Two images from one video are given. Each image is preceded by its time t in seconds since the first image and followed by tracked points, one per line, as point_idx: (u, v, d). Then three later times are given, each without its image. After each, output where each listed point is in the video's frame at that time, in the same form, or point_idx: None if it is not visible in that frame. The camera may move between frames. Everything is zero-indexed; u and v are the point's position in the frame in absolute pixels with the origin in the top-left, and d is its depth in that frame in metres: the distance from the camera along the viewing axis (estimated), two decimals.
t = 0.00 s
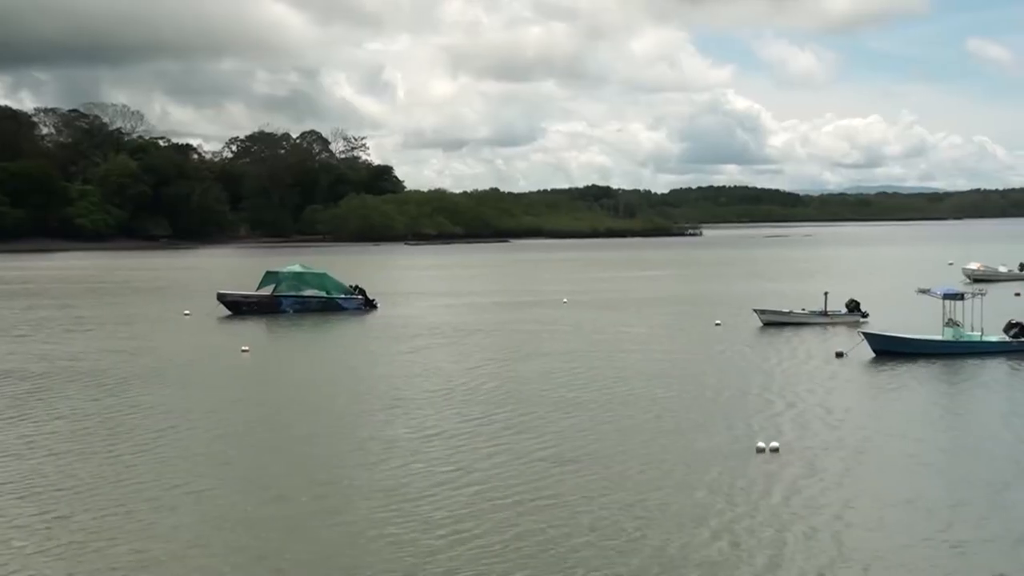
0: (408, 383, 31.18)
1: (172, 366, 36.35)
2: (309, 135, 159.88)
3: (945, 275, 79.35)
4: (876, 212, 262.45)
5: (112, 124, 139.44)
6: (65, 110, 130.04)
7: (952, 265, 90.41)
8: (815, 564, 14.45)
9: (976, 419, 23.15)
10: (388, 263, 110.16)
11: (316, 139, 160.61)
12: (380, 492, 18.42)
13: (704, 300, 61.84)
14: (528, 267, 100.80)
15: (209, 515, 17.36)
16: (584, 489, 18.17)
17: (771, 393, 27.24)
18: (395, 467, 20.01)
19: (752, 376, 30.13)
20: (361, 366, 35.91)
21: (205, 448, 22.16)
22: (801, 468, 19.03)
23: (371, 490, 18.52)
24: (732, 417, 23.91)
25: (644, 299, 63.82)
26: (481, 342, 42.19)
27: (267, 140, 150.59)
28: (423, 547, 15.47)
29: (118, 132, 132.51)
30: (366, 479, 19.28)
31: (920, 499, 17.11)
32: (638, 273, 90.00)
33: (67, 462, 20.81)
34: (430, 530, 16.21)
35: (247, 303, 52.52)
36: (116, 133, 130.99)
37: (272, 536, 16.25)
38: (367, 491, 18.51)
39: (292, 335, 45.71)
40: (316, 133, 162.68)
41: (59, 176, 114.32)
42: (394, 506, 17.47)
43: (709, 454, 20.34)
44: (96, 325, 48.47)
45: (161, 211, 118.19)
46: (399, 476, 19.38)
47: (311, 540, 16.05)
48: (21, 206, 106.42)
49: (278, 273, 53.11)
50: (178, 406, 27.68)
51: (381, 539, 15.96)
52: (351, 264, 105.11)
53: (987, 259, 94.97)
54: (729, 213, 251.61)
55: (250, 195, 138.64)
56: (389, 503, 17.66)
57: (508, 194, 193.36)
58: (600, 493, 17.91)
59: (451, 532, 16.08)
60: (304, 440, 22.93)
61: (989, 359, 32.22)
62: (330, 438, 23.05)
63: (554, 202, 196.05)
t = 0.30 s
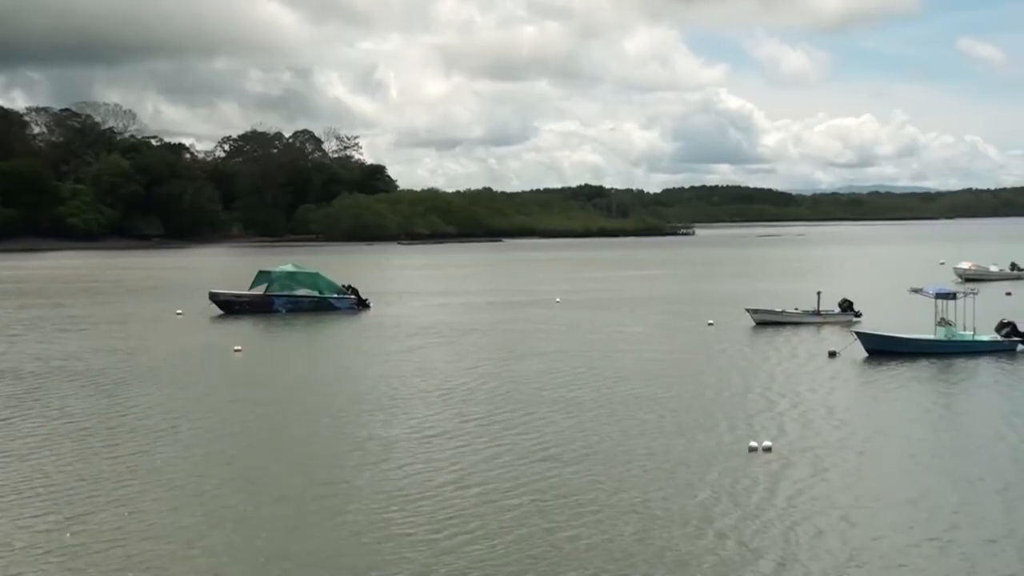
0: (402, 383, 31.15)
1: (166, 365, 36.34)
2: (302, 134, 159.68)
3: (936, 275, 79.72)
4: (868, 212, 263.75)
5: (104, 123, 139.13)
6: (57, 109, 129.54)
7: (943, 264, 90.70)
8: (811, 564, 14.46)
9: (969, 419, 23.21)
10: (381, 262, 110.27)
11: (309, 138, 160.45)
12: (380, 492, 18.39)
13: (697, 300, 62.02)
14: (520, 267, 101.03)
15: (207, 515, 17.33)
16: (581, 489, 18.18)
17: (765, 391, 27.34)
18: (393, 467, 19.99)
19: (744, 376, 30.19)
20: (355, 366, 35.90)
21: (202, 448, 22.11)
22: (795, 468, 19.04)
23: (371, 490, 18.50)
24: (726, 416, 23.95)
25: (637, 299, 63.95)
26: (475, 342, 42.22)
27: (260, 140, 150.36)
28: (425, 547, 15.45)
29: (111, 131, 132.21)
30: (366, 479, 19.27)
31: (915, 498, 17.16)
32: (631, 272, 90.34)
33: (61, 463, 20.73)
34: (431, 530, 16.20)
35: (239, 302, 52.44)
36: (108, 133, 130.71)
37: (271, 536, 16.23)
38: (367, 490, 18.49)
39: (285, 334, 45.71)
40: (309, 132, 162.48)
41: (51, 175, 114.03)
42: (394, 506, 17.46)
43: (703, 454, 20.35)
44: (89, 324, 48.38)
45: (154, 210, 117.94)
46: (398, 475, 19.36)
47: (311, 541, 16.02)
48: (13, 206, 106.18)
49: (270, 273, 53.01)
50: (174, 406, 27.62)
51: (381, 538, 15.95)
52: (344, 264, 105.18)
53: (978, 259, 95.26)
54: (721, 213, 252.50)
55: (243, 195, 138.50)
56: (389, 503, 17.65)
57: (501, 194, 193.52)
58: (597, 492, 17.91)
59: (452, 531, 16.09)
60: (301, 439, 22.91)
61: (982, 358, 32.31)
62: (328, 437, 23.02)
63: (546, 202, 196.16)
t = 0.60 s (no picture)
0: (390, 383, 31.10)
1: (152, 365, 36.15)
2: (288, 134, 159.22)
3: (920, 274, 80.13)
4: (852, 212, 264.95)
5: (89, 122, 138.37)
6: (41, 108, 127.81)
7: (927, 263, 91.10)
8: (803, 563, 14.49)
9: (955, 418, 23.34)
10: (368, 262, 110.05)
11: (295, 138, 159.96)
12: (373, 492, 18.35)
13: (683, 299, 62.12)
14: (507, 266, 101.01)
15: (198, 516, 17.25)
16: (572, 488, 18.20)
17: (751, 391, 27.42)
18: (385, 467, 19.95)
19: (731, 375, 30.26)
20: (342, 366, 35.83)
21: (191, 449, 22.03)
22: (783, 468, 19.08)
23: (363, 490, 18.44)
24: (713, 415, 24.03)
25: (624, 298, 63.99)
26: (462, 342, 42.18)
27: (246, 140, 149.90)
28: (419, 547, 15.45)
29: (95, 131, 131.41)
30: (357, 478, 19.23)
31: (902, 497, 17.26)
32: (618, 272, 90.43)
33: (49, 464, 20.59)
34: (425, 530, 16.16)
35: (225, 302, 52.23)
36: (92, 132, 129.93)
37: (264, 536, 16.19)
38: (359, 491, 18.45)
39: (271, 334, 45.54)
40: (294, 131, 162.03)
41: (35, 174, 113.25)
42: (389, 506, 17.41)
43: (692, 454, 20.37)
44: (73, 324, 48.05)
45: (138, 209, 117.34)
46: (390, 475, 19.32)
47: (305, 541, 15.97)
48: None
49: (256, 273, 52.82)
50: (162, 406, 27.51)
51: (375, 538, 15.94)
52: (331, 263, 104.92)
53: (962, 258, 95.79)
54: (707, 212, 253.19)
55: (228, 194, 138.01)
56: (383, 504, 17.58)
57: (487, 194, 193.46)
58: (588, 492, 17.91)
59: (445, 532, 16.07)
60: (291, 438, 22.87)
61: (966, 357, 32.49)
62: (318, 437, 22.96)
63: (532, 201, 196.22)
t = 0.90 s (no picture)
0: (374, 384, 30.97)
1: (134, 366, 35.95)
2: (271, 133, 158.68)
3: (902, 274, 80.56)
4: (835, 212, 266.34)
5: (70, 122, 137.55)
6: (22, 108, 127.24)
7: (908, 263, 91.61)
8: (790, 562, 14.54)
9: (937, 417, 23.48)
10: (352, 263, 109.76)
11: (278, 138, 159.41)
12: (360, 492, 18.30)
13: (667, 299, 62.21)
14: (491, 266, 100.94)
15: (187, 516, 17.19)
16: (560, 487, 18.23)
17: (734, 391, 27.51)
18: (372, 467, 19.96)
19: (714, 376, 30.36)
20: (326, 366, 35.69)
21: (178, 449, 21.97)
22: (767, 467, 19.16)
23: (354, 490, 18.39)
24: (696, 416, 24.08)
25: (607, 298, 64.02)
26: (446, 342, 42.07)
27: (228, 139, 149.37)
28: (412, 546, 15.43)
29: (77, 131, 130.54)
30: (347, 479, 19.18)
31: (887, 496, 17.36)
32: (602, 271, 90.52)
33: (32, 466, 20.42)
34: (416, 530, 16.13)
35: (207, 302, 52.06)
36: (74, 132, 129.07)
37: (255, 537, 16.12)
38: (350, 491, 18.39)
39: (254, 334, 45.33)
40: (278, 131, 161.51)
41: (16, 174, 112.40)
42: (380, 506, 17.36)
43: (677, 454, 20.44)
44: (54, 325, 47.71)
45: (120, 210, 116.65)
46: (381, 476, 19.29)
47: (297, 542, 15.90)
48: None
49: (238, 273, 52.62)
50: (147, 407, 27.41)
51: (367, 538, 15.89)
52: (314, 264, 104.56)
53: (943, 258, 96.45)
54: (691, 212, 254.03)
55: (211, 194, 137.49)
56: (372, 504, 17.52)
57: (471, 194, 193.38)
58: (575, 492, 17.96)
59: (437, 532, 16.05)
60: (278, 439, 22.82)
61: (948, 357, 32.67)
62: (306, 438, 22.91)
63: (515, 201, 196.19)
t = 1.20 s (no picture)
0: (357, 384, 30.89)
1: (116, 366, 35.72)
2: (252, 133, 157.99)
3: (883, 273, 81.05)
4: (816, 211, 267.77)
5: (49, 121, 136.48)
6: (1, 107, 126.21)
7: (890, 263, 92.19)
8: (777, 562, 14.59)
9: (918, 416, 23.62)
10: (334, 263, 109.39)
11: (259, 137, 158.75)
12: (347, 493, 18.29)
13: (650, 299, 62.33)
14: (474, 266, 100.86)
15: (176, 518, 17.11)
16: (546, 488, 18.25)
17: (717, 390, 27.60)
18: (358, 468, 19.92)
19: (697, 375, 30.43)
20: (309, 367, 35.55)
21: (165, 450, 21.89)
22: (750, 467, 19.22)
23: (345, 492, 18.33)
24: (679, 416, 24.14)
25: (591, 298, 64.07)
26: (430, 342, 41.98)
27: (210, 139, 148.63)
28: (406, 548, 15.38)
29: (56, 130, 129.61)
30: (337, 480, 19.12)
31: (869, 495, 17.46)
32: (585, 271, 90.68)
33: (14, 468, 20.24)
34: (404, 532, 16.09)
35: (188, 302, 51.81)
36: (54, 132, 128.15)
37: (247, 540, 16.03)
38: (341, 492, 18.33)
39: (235, 334, 45.08)
40: (259, 131, 160.85)
41: None
42: (372, 508, 17.30)
43: (661, 454, 20.48)
44: (35, 325, 47.34)
45: (101, 210, 115.89)
46: (371, 477, 19.24)
47: (289, 544, 15.82)
48: None
49: (220, 273, 52.40)
50: (131, 407, 27.26)
51: (361, 539, 15.83)
52: (297, 264, 104.16)
53: (923, 258, 97.11)
54: (673, 211, 254.83)
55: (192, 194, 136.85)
56: (359, 505, 17.51)
57: (453, 194, 193.19)
58: (561, 492, 17.98)
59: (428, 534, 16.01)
60: (263, 440, 22.73)
61: (928, 356, 32.90)
62: (294, 438, 22.84)
63: (498, 201, 196.05)
